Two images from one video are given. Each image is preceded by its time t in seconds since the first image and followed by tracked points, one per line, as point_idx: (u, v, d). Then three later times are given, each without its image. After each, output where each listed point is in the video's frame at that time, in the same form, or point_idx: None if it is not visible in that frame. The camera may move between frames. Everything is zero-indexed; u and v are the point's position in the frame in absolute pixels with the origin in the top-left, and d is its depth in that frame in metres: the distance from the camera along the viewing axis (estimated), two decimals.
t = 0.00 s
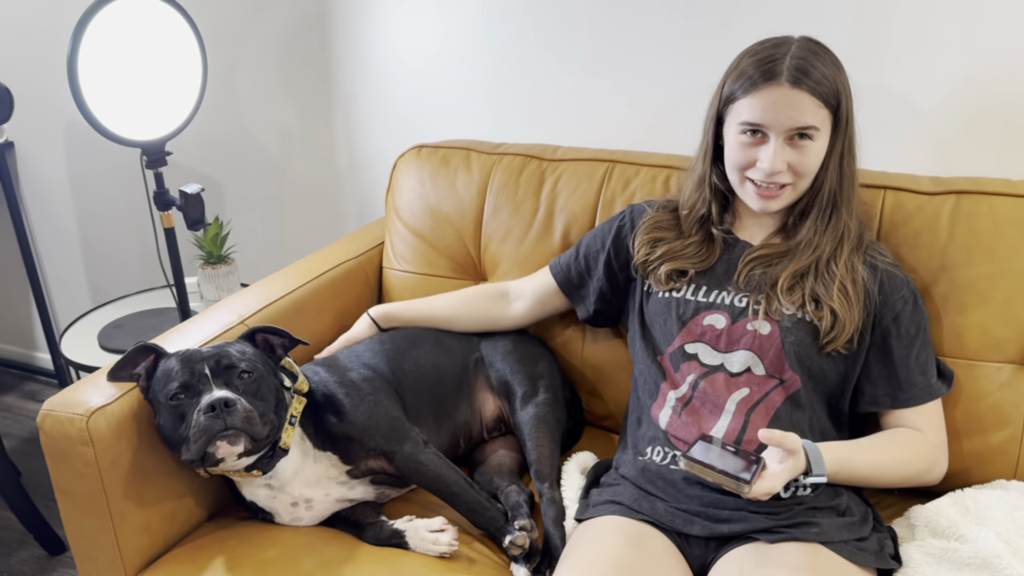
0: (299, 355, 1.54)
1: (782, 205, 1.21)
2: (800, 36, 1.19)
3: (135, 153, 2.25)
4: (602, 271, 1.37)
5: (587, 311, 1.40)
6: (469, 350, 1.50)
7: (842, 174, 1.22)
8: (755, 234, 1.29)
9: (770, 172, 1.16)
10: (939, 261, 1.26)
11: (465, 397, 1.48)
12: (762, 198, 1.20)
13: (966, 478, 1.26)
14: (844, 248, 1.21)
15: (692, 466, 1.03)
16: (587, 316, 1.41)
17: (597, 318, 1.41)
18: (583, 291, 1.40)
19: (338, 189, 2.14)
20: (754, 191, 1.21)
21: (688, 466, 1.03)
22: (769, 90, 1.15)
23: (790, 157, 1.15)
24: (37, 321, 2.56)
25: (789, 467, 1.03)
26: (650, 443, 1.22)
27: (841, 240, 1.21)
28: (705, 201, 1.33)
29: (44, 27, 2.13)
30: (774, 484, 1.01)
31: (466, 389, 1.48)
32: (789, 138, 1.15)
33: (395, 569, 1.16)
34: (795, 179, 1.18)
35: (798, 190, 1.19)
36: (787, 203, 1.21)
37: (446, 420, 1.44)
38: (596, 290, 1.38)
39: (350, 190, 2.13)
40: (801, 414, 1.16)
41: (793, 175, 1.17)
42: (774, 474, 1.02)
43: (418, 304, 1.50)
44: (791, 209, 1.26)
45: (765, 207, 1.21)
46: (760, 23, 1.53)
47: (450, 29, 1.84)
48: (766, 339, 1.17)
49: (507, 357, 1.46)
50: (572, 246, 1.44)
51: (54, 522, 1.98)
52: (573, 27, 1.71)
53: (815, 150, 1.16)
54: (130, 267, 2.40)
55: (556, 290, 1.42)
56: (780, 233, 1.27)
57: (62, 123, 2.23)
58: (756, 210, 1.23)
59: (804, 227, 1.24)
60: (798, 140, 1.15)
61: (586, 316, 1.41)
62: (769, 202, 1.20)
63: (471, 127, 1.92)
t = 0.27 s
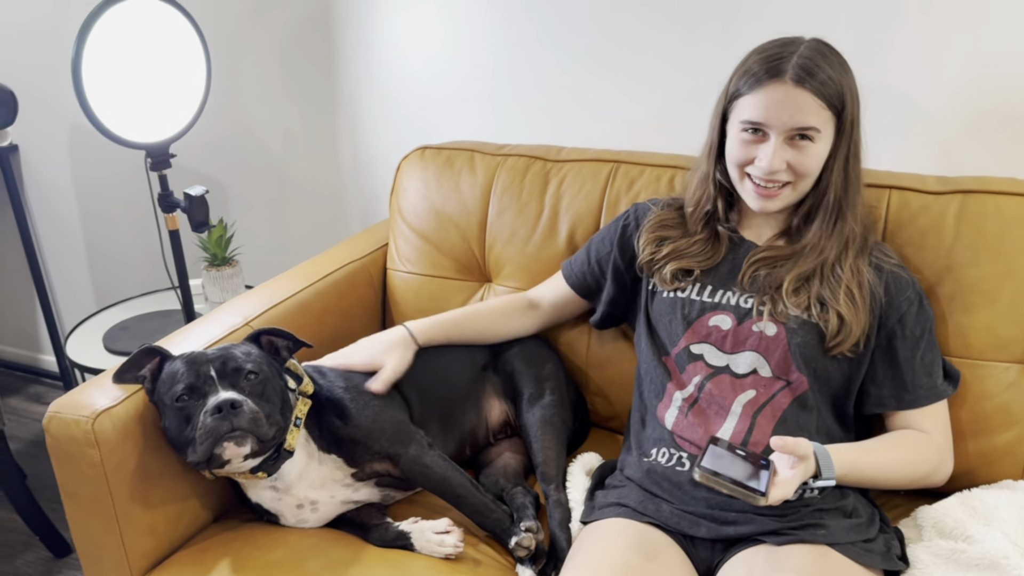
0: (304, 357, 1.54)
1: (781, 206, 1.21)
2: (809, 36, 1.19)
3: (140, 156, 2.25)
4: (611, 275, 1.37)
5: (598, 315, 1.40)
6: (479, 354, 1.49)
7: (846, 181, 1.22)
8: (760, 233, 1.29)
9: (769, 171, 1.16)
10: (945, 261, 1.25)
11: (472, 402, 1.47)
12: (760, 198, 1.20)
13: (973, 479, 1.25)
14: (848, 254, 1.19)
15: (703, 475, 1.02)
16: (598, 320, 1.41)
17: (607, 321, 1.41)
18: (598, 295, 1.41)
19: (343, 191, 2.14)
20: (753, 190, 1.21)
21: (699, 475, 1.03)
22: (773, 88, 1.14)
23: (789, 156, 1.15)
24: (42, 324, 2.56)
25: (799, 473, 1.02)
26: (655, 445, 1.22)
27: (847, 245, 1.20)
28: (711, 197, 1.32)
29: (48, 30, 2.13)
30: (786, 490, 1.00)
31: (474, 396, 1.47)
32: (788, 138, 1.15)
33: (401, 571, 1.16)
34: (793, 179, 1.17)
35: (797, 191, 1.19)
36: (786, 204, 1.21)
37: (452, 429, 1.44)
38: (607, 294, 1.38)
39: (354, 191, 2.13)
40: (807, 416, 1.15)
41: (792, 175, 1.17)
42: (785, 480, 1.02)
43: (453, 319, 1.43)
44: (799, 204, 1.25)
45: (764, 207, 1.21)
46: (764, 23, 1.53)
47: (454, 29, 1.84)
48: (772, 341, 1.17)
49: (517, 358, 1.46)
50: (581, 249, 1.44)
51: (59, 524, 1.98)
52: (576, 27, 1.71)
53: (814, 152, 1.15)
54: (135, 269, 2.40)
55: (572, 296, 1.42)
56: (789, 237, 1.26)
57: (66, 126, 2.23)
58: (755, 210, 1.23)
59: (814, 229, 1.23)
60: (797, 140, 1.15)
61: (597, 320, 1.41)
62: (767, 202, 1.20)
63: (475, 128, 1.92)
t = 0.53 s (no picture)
0: (314, 357, 1.55)
1: (795, 203, 1.21)
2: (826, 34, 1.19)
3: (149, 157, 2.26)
4: (624, 277, 1.37)
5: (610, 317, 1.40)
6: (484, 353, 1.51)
7: (859, 181, 1.22)
8: (772, 233, 1.29)
9: (782, 165, 1.16)
10: (956, 260, 1.25)
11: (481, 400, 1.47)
12: (773, 193, 1.20)
13: (985, 479, 1.25)
14: (860, 255, 1.20)
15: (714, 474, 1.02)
16: (610, 322, 1.41)
17: (619, 323, 1.41)
18: (611, 297, 1.41)
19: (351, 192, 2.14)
20: (767, 186, 1.20)
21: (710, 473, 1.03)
22: (788, 83, 1.14)
23: (804, 151, 1.15)
24: (51, 324, 2.57)
25: (810, 473, 1.02)
26: (665, 444, 1.22)
27: (858, 242, 1.21)
28: (722, 197, 1.32)
29: (57, 32, 2.14)
30: (797, 490, 1.01)
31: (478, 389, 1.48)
32: (802, 133, 1.15)
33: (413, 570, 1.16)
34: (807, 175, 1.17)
35: (811, 187, 1.19)
36: (799, 201, 1.20)
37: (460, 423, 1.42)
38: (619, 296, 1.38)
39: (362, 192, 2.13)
40: (820, 415, 1.15)
41: (806, 170, 1.17)
42: (797, 479, 1.02)
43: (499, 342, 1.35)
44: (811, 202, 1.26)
45: (777, 204, 1.21)
46: (774, 22, 1.53)
47: (462, 30, 1.84)
48: (785, 340, 1.18)
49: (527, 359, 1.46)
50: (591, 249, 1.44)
51: (70, 523, 1.99)
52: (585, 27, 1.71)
53: (829, 147, 1.15)
54: (143, 270, 2.41)
55: (581, 297, 1.41)
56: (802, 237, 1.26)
57: (75, 127, 2.24)
58: (768, 206, 1.23)
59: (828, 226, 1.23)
60: (812, 136, 1.15)
61: (609, 322, 1.41)
62: (780, 197, 1.20)
63: (484, 129, 1.92)
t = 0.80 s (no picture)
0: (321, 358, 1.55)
1: (770, 204, 1.21)
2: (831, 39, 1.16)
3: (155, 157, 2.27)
4: (631, 282, 1.36)
5: (618, 322, 1.40)
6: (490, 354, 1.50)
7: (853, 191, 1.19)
8: (777, 236, 1.27)
9: (749, 166, 1.17)
10: (965, 261, 1.25)
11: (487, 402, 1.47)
12: (747, 192, 1.21)
13: (995, 481, 1.25)
14: (868, 267, 1.18)
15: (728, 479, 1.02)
16: (617, 327, 1.41)
17: (627, 327, 1.40)
18: (615, 301, 1.40)
19: (357, 193, 2.14)
20: (745, 184, 1.22)
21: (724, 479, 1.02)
22: (763, 86, 1.15)
23: (766, 156, 1.15)
24: (57, 324, 2.57)
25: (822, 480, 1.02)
26: (675, 445, 1.22)
27: (866, 255, 1.19)
28: (728, 187, 1.33)
29: (65, 32, 2.15)
30: (811, 495, 1.00)
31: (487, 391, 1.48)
32: (769, 137, 1.15)
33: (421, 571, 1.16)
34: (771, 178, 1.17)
35: (778, 191, 1.18)
36: (775, 203, 1.20)
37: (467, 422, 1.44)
38: (626, 300, 1.38)
39: (368, 192, 2.13)
40: (831, 417, 1.15)
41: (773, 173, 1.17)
42: (809, 485, 1.01)
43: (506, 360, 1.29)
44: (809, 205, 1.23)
45: (755, 203, 1.22)
46: (782, 23, 1.53)
47: (469, 30, 1.84)
48: (795, 343, 1.17)
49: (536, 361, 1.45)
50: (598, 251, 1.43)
51: (76, 524, 1.99)
52: (593, 27, 1.71)
53: (793, 155, 1.14)
54: (149, 270, 2.41)
55: (585, 301, 1.40)
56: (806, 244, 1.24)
57: (82, 128, 2.24)
58: (753, 206, 1.24)
59: (835, 240, 1.21)
60: (778, 141, 1.15)
61: (616, 327, 1.41)
62: (754, 197, 1.21)
63: (491, 130, 1.92)
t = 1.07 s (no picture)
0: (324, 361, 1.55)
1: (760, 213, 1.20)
2: (824, 49, 1.14)
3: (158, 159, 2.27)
4: (629, 284, 1.36)
5: (617, 323, 1.39)
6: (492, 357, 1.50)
7: (845, 205, 1.17)
8: (779, 236, 1.25)
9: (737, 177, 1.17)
10: (969, 266, 1.24)
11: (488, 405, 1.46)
12: (737, 201, 1.21)
13: (998, 486, 1.24)
14: (864, 288, 1.16)
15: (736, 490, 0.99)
16: (617, 328, 1.40)
17: (627, 330, 1.40)
18: (613, 301, 1.39)
19: (359, 195, 2.14)
20: (736, 193, 1.22)
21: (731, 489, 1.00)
22: (750, 99, 1.14)
23: (753, 169, 1.15)
24: (60, 325, 2.58)
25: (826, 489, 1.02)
26: (677, 449, 1.22)
27: (863, 275, 1.17)
28: (727, 189, 1.32)
29: (69, 34, 2.15)
30: (817, 504, 1.01)
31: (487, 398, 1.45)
32: (755, 150, 1.14)
33: None
34: (759, 192, 1.17)
35: (765, 204, 1.18)
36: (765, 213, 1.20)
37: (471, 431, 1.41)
38: (625, 302, 1.37)
39: (371, 194, 2.13)
40: (834, 420, 1.15)
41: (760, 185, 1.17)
42: (815, 494, 1.02)
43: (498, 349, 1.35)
44: (801, 211, 1.22)
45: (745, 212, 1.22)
46: (786, 26, 1.53)
47: (473, 32, 1.84)
48: (795, 346, 1.16)
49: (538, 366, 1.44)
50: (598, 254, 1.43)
51: (78, 525, 1.99)
52: (596, 29, 1.70)
53: (778, 170, 1.13)
54: (152, 271, 2.41)
55: (584, 302, 1.40)
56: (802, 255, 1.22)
57: (85, 129, 2.24)
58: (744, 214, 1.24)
59: (833, 258, 1.20)
60: (764, 155, 1.14)
61: (616, 328, 1.40)
62: (742, 207, 1.20)
63: (494, 132, 1.92)
